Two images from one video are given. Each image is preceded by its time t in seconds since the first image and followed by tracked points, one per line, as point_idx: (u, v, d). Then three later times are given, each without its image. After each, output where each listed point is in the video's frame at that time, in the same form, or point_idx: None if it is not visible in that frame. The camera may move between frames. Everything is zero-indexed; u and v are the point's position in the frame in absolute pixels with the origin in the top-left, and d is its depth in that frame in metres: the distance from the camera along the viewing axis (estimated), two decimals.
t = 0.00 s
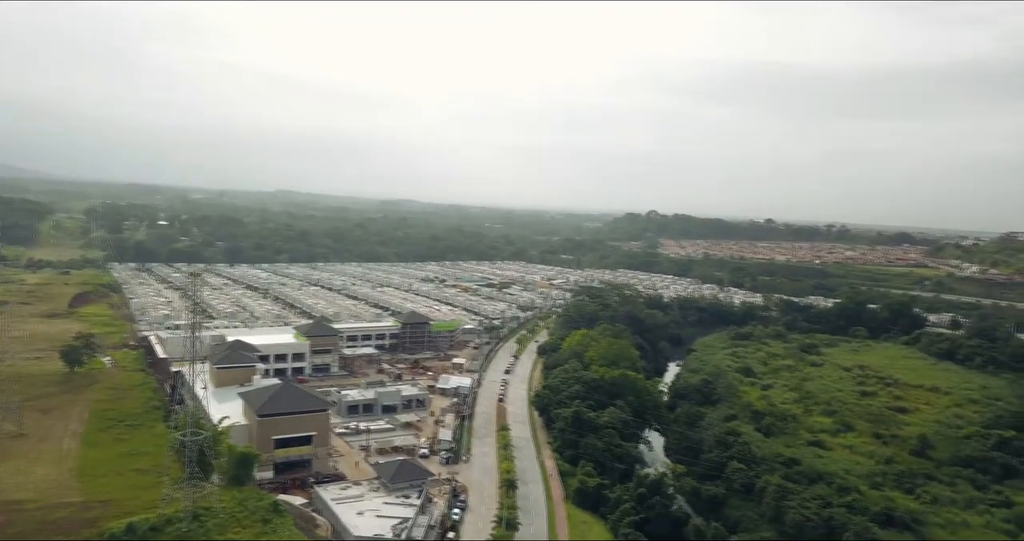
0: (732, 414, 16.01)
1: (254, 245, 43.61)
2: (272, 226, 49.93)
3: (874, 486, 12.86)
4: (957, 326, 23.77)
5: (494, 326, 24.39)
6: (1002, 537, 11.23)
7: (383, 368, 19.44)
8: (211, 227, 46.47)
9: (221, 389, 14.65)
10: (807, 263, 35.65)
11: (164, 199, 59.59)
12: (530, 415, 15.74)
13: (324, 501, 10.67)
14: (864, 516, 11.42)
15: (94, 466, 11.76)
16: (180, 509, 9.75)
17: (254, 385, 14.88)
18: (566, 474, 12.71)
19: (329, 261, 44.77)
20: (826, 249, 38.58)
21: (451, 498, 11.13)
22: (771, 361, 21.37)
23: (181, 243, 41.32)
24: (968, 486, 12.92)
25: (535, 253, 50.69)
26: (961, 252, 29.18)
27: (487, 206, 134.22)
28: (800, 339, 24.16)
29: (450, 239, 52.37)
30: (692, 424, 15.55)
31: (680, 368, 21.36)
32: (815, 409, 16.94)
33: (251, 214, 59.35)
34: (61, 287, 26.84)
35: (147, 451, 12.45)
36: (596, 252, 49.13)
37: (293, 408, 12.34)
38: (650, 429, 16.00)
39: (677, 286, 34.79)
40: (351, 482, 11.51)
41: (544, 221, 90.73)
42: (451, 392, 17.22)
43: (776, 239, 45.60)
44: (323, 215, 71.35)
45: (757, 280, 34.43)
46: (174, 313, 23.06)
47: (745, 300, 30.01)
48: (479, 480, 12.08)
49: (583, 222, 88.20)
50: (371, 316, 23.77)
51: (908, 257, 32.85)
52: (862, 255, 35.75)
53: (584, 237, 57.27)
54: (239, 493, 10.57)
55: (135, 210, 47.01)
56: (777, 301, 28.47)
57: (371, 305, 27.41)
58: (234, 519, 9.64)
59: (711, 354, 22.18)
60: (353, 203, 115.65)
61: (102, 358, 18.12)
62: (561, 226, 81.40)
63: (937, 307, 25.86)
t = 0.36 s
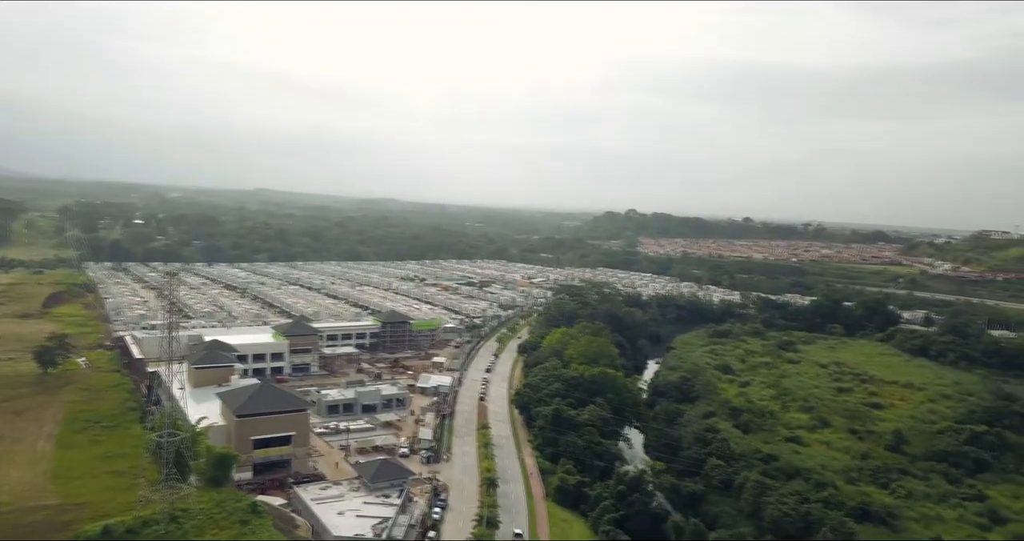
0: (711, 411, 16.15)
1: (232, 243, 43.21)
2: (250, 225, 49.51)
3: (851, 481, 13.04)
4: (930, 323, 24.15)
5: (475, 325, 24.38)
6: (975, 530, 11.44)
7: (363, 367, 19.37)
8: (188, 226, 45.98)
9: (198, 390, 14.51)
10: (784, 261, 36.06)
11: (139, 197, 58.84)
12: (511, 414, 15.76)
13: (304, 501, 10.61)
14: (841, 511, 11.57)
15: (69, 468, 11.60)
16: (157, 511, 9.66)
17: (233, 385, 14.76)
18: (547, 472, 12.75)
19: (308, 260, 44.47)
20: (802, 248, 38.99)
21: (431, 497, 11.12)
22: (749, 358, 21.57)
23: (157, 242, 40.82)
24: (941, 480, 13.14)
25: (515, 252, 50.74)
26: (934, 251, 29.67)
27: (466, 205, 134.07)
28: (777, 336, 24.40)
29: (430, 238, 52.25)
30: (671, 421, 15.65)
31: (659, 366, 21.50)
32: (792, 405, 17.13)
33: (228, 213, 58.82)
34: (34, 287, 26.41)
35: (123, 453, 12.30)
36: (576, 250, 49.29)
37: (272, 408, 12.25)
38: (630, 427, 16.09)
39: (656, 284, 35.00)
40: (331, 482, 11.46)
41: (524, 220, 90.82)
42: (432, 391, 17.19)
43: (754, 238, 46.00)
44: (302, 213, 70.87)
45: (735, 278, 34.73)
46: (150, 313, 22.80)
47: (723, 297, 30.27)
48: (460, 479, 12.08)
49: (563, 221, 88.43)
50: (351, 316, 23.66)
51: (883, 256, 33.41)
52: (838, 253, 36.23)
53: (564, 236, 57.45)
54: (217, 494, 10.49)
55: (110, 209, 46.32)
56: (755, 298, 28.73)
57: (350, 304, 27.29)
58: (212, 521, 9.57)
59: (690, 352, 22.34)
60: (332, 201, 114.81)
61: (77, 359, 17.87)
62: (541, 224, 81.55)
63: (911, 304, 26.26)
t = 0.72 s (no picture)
0: (689, 408, 16.26)
1: (209, 242, 42.76)
2: (227, 224, 49.01)
3: (827, 477, 13.19)
4: (904, 320, 24.48)
5: (454, 323, 24.35)
6: (948, 524, 11.62)
7: (342, 366, 19.27)
8: (163, 224, 45.41)
9: (175, 390, 14.35)
10: (761, 259, 36.40)
11: (114, 195, 58.05)
12: (491, 412, 15.76)
13: (283, 501, 10.54)
14: (817, 506, 11.70)
15: (42, 470, 11.43)
16: (133, 513, 9.55)
17: (210, 385, 14.62)
18: (527, 470, 12.77)
19: (286, 259, 44.13)
20: (779, 246, 39.37)
21: (411, 497, 11.09)
22: (727, 355, 21.75)
23: (132, 241, 40.28)
24: (915, 475, 13.34)
25: (495, 250, 50.74)
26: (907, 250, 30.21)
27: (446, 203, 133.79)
28: (755, 334, 24.61)
29: (409, 236, 52.10)
30: (650, 418, 15.74)
31: (639, 364, 21.61)
32: (770, 402, 17.30)
33: (205, 211, 58.19)
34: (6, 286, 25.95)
35: (98, 454, 12.14)
36: (555, 248, 49.41)
37: (249, 408, 12.14)
38: (609, 424, 16.16)
39: (635, 282, 35.17)
40: (310, 483, 11.38)
41: (504, 218, 90.79)
42: (412, 390, 17.15)
43: (732, 236, 46.36)
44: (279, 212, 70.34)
45: (713, 276, 35.01)
46: (125, 313, 22.52)
47: (702, 295, 30.51)
48: (440, 478, 12.06)
49: (543, 219, 88.48)
50: (330, 315, 23.53)
51: (858, 254, 33.91)
52: (814, 251, 36.64)
53: (544, 234, 57.57)
54: (195, 495, 10.39)
55: (84, 207, 45.61)
56: (733, 296, 28.95)
57: (329, 303, 27.13)
58: (189, 522, 9.48)
59: (669, 349, 22.49)
60: (311, 199, 114.07)
61: (50, 360, 17.58)
62: (520, 223, 81.54)
63: (885, 301, 26.65)
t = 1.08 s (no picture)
0: (668, 406, 16.38)
1: (185, 241, 42.27)
2: (203, 222, 48.45)
3: (803, 472, 13.35)
4: (878, 317, 24.80)
5: (434, 322, 24.30)
6: (921, 517, 11.80)
7: (320, 366, 19.16)
8: (138, 223, 44.78)
9: (150, 391, 14.19)
10: (738, 257, 36.71)
11: (87, 194, 57.15)
12: (470, 411, 15.76)
13: (261, 502, 10.47)
14: (794, 502, 11.83)
15: (15, 473, 11.25)
16: (108, 515, 9.44)
17: (187, 385, 14.48)
18: (506, 469, 12.78)
19: (264, 259, 43.74)
20: (756, 244, 39.73)
21: (391, 496, 11.06)
22: (705, 353, 21.92)
23: (107, 240, 39.70)
24: (889, 470, 13.54)
25: (474, 249, 50.71)
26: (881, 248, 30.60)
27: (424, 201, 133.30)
28: (732, 331, 24.80)
29: (388, 235, 51.88)
30: (629, 416, 15.82)
31: (618, 362, 21.71)
32: (747, 399, 17.46)
33: (181, 209, 57.50)
34: None
35: (72, 456, 11.97)
36: (535, 247, 49.47)
37: (226, 409, 12.04)
38: (589, 422, 16.22)
39: (615, 281, 35.32)
40: (288, 483, 11.31)
41: (484, 217, 90.68)
42: (391, 389, 17.09)
43: (710, 234, 46.67)
44: (257, 210, 69.63)
45: (691, 274, 35.25)
46: (100, 313, 22.21)
47: (680, 293, 30.71)
48: (420, 477, 12.04)
49: (522, 218, 88.52)
50: (308, 314, 23.37)
51: (834, 252, 34.31)
52: (791, 249, 37.01)
53: (524, 233, 57.61)
54: (171, 497, 10.29)
55: (57, 206, 44.85)
56: (710, 294, 29.15)
57: (307, 302, 26.95)
58: (166, 524, 9.38)
59: (647, 347, 22.61)
60: (289, 198, 113.06)
61: (22, 360, 17.30)
62: (500, 221, 81.53)
63: (860, 299, 27.00)
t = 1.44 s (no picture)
0: (647, 403, 16.47)
1: (161, 240, 41.75)
2: (180, 221, 47.90)
3: (781, 469, 13.48)
4: (854, 314, 25.12)
5: (414, 321, 24.23)
6: (895, 512, 11.97)
7: (299, 366, 19.03)
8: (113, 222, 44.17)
9: (126, 391, 14.02)
10: (716, 256, 36.98)
11: (60, 192, 56.26)
12: (450, 410, 15.74)
13: (240, 503, 10.38)
14: (771, 498, 11.95)
15: None
16: (83, 519, 9.32)
17: (163, 386, 14.33)
18: (487, 467, 12.78)
19: (241, 258, 43.36)
20: (734, 243, 40.05)
21: (371, 496, 11.02)
22: (684, 351, 22.07)
23: (81, 239, 39.12)
24: (865, 466, 13.72)
25: (454, 247, 50.63)
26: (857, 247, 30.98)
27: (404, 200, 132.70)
28: (710, 329, 24.98)
29: (367, 233, 51.63)
30: (609, 414, 15.89)
31: (597, 360, 21.80)
32: (726, 396, 17.61)
33: (156, 208, 56.79)
34: None
35: (45, 459, 11.80)
36: (515, 246, 49.52)
37: (203, 410, 11.92)
38: (569, 421, 16.26)
39: (594, 279, 35.44)
40: (267, 484, 11.22)
41: (464, 215, 90.52)
42: (371, 389, 17.03)
43: (688, 233, 46.96)
44: (234, 209, 68.94)
45: (670, 272, 35.46)
46: (73, 313, 21.90)
47: (659, 292, 30.87)
48: (399, 477, 12.01)
49: (502, 216, 88.45)
50: (287, 313, 23.21)
51: (810, 250, 34.66)
52: (768, 248, 37.36)
53: (504, 232, 57.57)
54: (147, 499, 10.18)
55: (29, 205, 44.13)
56: (689, 292, 29.33)
57: (286, 302, 26.76)
58: (143, 527, 9.27)
59: (627, 345, 22.73)
60: (268, 197, 112.13)
61: None
62: (480, 220, 81.43)
63: (836, 296, 27.32)
